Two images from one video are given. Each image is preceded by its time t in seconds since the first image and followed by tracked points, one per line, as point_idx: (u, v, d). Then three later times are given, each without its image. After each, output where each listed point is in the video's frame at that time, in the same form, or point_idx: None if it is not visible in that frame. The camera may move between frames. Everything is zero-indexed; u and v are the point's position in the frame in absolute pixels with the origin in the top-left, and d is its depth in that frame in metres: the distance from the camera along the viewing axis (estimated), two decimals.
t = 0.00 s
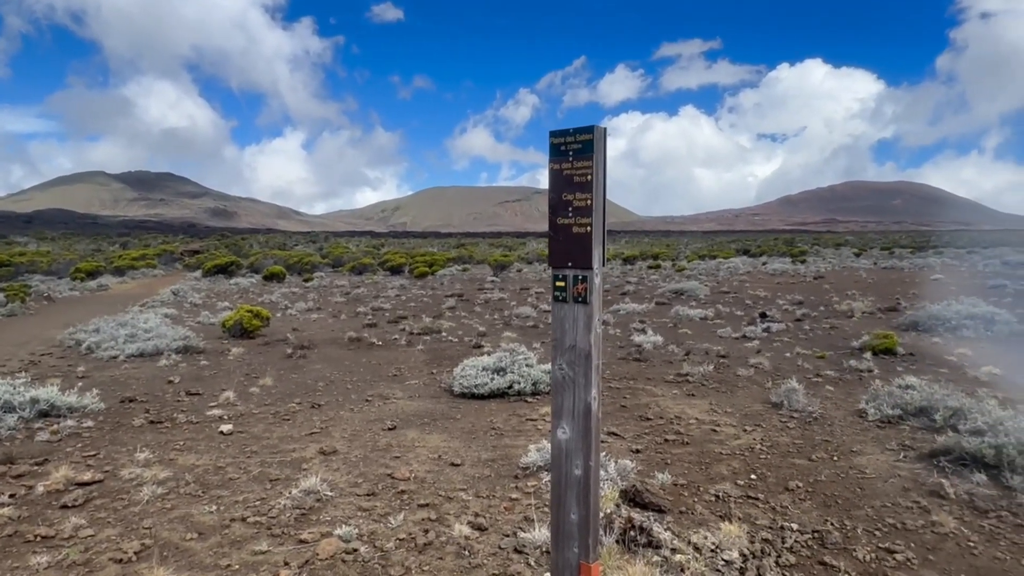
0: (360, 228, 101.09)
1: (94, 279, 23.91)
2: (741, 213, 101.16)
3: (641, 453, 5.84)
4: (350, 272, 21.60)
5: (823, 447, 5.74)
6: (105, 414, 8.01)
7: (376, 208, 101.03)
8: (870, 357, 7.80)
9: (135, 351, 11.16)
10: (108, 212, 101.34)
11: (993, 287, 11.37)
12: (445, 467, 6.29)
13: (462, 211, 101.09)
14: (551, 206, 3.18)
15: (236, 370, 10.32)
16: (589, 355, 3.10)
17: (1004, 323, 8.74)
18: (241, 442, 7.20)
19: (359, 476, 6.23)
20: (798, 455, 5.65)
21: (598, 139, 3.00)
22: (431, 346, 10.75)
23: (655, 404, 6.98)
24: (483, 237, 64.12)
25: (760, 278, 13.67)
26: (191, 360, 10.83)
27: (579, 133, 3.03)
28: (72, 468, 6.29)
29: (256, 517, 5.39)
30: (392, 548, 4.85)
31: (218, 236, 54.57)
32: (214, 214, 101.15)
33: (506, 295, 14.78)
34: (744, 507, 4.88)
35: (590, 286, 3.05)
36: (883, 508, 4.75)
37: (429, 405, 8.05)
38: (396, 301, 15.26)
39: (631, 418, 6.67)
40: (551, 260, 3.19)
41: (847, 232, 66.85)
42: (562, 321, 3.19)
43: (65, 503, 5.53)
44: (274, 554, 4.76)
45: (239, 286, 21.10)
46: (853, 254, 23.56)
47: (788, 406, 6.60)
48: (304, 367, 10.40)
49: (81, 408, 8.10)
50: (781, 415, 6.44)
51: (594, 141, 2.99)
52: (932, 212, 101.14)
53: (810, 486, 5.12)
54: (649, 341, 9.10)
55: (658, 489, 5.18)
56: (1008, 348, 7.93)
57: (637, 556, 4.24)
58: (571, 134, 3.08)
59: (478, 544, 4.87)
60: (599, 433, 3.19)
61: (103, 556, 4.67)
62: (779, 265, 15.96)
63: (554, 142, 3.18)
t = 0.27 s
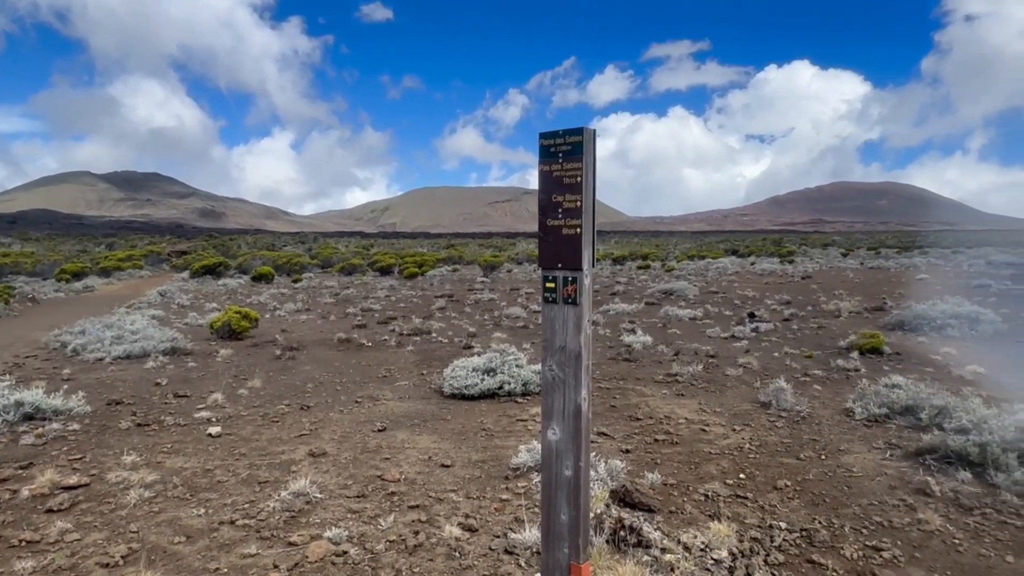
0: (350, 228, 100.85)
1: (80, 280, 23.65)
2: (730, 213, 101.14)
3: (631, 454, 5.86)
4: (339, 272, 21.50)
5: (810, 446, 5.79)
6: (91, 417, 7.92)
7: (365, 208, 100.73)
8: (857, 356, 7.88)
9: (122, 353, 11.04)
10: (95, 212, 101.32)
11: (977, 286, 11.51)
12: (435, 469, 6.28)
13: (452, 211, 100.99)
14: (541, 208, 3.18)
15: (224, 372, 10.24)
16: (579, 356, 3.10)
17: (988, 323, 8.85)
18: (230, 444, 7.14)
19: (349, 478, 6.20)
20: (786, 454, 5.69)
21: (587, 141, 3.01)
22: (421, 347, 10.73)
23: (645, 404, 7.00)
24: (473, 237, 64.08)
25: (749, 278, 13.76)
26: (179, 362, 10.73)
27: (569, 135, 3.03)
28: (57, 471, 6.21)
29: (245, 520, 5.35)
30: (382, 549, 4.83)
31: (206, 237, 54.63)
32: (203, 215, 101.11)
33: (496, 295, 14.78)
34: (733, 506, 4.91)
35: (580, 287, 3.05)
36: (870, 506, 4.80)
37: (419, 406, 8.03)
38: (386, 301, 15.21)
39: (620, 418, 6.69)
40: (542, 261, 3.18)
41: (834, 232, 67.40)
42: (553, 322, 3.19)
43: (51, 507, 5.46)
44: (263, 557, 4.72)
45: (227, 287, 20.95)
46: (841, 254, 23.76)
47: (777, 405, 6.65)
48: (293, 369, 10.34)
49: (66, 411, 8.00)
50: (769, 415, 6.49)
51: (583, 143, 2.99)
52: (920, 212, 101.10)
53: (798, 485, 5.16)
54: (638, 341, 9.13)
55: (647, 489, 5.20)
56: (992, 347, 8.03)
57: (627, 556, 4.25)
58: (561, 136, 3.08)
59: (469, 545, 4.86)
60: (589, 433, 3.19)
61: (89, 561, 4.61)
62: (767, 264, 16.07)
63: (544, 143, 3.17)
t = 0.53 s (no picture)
0: (334, 229, 100.30)
1: (56, 280, 23.19)
2: (712, 213, 101.24)
3: (613, 454, 5.88)
4: (321, 273, 21.33)
5: (790, 444, 5.85)
6: (67, 420, 7.76)
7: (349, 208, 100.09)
8: (837, 356, 7.98)
9: (99, 355, 10.83)
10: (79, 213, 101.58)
11: (952, 287, 11.73)
12: (418, 470, 6.24)
13: (437, 211, 100.71)
14: (523, 209, 3.17)
15: (204, 374, 10.09)
16: (561, 357, 3.09)
17: (963, 322, 9.02)
18: (210, 447, 7.03)
19: (331, 480, 6.15)
20: (767, 453, 5.75)
21: (569, 142, 3.00)
22: (404, 347, 10.67)
23: (628, 404, 7.03)
24: (458, 237, 63.95)
25: (731, 278, 13.89)
26: (158, 364, 10.56)
27: (551, 136, 3.02)
28: (32, 476, 6.07)
29: (225, 523, 5.27)
30: (365, 552, 4.79)
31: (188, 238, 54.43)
32: (184, 215, 100.77)
33: (480, 296, 14.75)
34: (715, 505, 4.95)
35: (562, 288, 3.04)
36: (848, 503, 4.86)
37: (402, 408, 7.98)
38: (369, 301, 15.11)
39: (603, 418, 6.71)
40: (523, 262, 3.16)
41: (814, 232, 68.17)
42: (535, 323, 3.17)
43: (25, 512, 5.34)
44: (243, 561, 4.66)
45: (207, 288, 20.67)
46: (821, 254, 23.92)
47: (758, 404, 6.71)
48: (274, 370, 10.22)
49: (41, 414, 7.83)
50: (750, 414, 6.55)
51: (565, 144, 2.99)
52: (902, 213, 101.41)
53: (778, 484, 5.21)
54: (621, 341, 9.17)
55: (630, 489, 5.22)
56: (966, 346, 8.18)
57: (609, 556, 4.26)
58: (542, 137, 3.07)
59: (451, 546, 4.84)
60: (571, 434, 3.18)
61: (64, 566, 4.51)
62: (749, 265, 16.23)
63: (525, 144, 3.16)
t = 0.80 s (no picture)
0: (310, 228, 99.37)
1: (21, 279, 22.54)
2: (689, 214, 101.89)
3: (588, 452, 5.90)
4: (296, 272, 21.04)
5: (762, 442, 5.93)
6: (30, 423, 7.52)
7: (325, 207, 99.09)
8: (807, 354, 8.11)
9: (64, 356, 10.53)
10: (47, 211, 99.96)
11: (919, 287, 12.01)
12: (392, 471, 6.17)
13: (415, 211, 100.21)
14: (494, 208, 3.14)
15: (174, 375, 9.87)
16: (533, 356, 3.06)
17: (929, 321, 9.23)
18: (179, 449, 6.88)
19: (303, 482, 6.05)
20: (738, 450, 5.82)
21: (540, 142, 2.98)
22: (379, 347, 10.57)
23: (602, 403, 7.06)
24: (436, 237, 63.66)
25: (705, 278, 14.04)
26: (126, 365, 10.30)
27: (522, 135, 3.00)
28: None
29: (194, 526, 5.16)
30: (336, 554, 4.72)
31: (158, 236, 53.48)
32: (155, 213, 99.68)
33: (457, 295, 14.68)
34: (687, 502, 4.99)
35: (533, 288, 3.02)
36: (817, 499, 4.94)
37: (377, 408, 7.89)
38: (345, 301, 14.94)
39: (578, 417, 6.73)
40: (495, 262, 3.13)
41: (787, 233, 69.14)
42: (506, 322, 3.14)
43: None
44: (212, 565, 4.56)
45: (179, 287, 20.24)
46: (794, 254, 24.16)
47: (730, 403, 6.79)
48: (246, 371, 10.04)
49: (2, 417, 7.58)
50: (723, 412, 6.62)
51: (537, 144, 2.96)
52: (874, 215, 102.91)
53: (749, 481, 5.27)
54: (597, 341, 9.20)
55: (604, 487, 5.23)
56: (932, 344, 8.38)
57: (582, 554, 4.26)
58: (514, 137, 3.04)
59: (425, 547, 4.79)
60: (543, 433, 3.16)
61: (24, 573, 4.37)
62: (723, 265, 16.43)
63: (497, 143, 3.13)
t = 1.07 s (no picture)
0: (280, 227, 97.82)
1: None
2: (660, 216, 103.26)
3: (556, 451, 5.90)
4: (263, 271, 20.64)
5: (726, 438, 6.02)
6: None
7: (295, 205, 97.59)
8: (772, 352, 8.26)
9: (18, 357, 10.13)
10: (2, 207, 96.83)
11: (879, 286, 12.33)
12: (358, 472, 6.08)
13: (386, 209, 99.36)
14: (456, 207, 3.09)
15: (134, 376, 9.58)
16: (496, 355, 3.02)
17: (888, 319, 9.48)
18: (138, 452, 6.67)
19: (267, 484, 5.92)
20: (704, 447, 5.89)
21: (503, 140, 2.94)
22: (347, 347, 10.42)
23: (571, 402, 7.08)
24: (408, 236, 63.21)
25: (674, 278, 14.20)
26: (84, 366, 9.95)
27: (485, 133, 2.95)
28: None
29: (152, 531, 5.00)
30: (300, 556, 4.64)
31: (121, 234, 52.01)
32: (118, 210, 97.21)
33: (427, 295, 14.58)
34: (652, 499, 5.03)
35: (496, 287, 2.98)
36: (779, 494, 5.02)
37: (344, 408, 7.77)
38: (313, 301, 14.70)
39: (547, 416, 6.73)
40: (458, 260, 3.08)
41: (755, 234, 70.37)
42: (469, 321, 3.10)
43: None
44: (171, 571, 4.43)
45: (141, 287, 19.67)
46: (760, 254, 24.85)
47: (696, 400, 6.87)
48: (210, 372, 9.80)
49: None
50: (689, 410, 6.70)
51: (499, 142, 2.92)
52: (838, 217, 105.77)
53: (714, 477, 5.34)
54: (566, 340, 9.23)
55: (571, 485, 5.24)
56: (890, 342, 8.61)
57: (548, 553, 4.25)
58: (477, 134, 3.00)
59: (390, 548, 4.73)
60: (506, 432, 3.12)
61: None
62: (691, 264, 16.65)
63: (460, 141, 3.08)
